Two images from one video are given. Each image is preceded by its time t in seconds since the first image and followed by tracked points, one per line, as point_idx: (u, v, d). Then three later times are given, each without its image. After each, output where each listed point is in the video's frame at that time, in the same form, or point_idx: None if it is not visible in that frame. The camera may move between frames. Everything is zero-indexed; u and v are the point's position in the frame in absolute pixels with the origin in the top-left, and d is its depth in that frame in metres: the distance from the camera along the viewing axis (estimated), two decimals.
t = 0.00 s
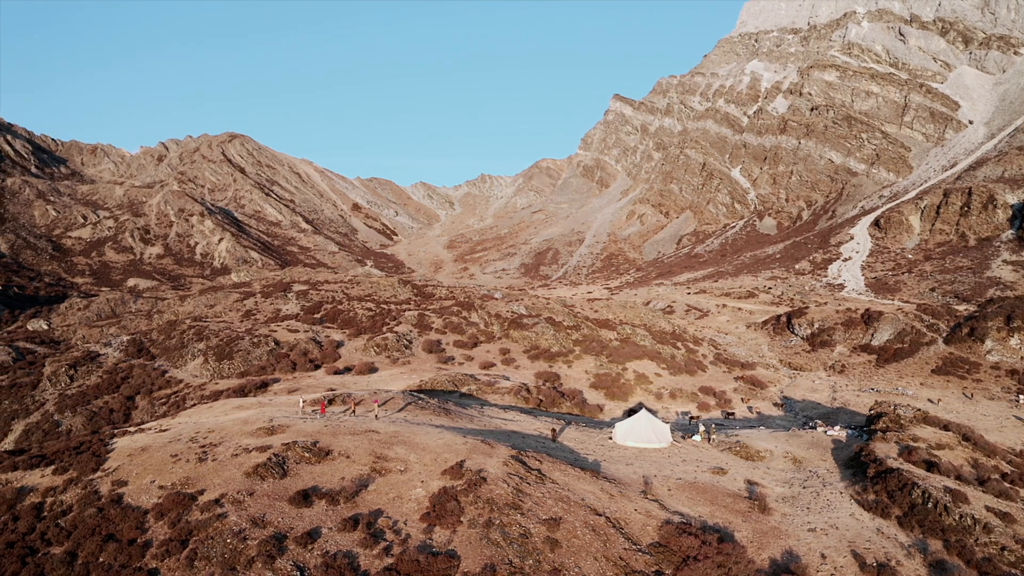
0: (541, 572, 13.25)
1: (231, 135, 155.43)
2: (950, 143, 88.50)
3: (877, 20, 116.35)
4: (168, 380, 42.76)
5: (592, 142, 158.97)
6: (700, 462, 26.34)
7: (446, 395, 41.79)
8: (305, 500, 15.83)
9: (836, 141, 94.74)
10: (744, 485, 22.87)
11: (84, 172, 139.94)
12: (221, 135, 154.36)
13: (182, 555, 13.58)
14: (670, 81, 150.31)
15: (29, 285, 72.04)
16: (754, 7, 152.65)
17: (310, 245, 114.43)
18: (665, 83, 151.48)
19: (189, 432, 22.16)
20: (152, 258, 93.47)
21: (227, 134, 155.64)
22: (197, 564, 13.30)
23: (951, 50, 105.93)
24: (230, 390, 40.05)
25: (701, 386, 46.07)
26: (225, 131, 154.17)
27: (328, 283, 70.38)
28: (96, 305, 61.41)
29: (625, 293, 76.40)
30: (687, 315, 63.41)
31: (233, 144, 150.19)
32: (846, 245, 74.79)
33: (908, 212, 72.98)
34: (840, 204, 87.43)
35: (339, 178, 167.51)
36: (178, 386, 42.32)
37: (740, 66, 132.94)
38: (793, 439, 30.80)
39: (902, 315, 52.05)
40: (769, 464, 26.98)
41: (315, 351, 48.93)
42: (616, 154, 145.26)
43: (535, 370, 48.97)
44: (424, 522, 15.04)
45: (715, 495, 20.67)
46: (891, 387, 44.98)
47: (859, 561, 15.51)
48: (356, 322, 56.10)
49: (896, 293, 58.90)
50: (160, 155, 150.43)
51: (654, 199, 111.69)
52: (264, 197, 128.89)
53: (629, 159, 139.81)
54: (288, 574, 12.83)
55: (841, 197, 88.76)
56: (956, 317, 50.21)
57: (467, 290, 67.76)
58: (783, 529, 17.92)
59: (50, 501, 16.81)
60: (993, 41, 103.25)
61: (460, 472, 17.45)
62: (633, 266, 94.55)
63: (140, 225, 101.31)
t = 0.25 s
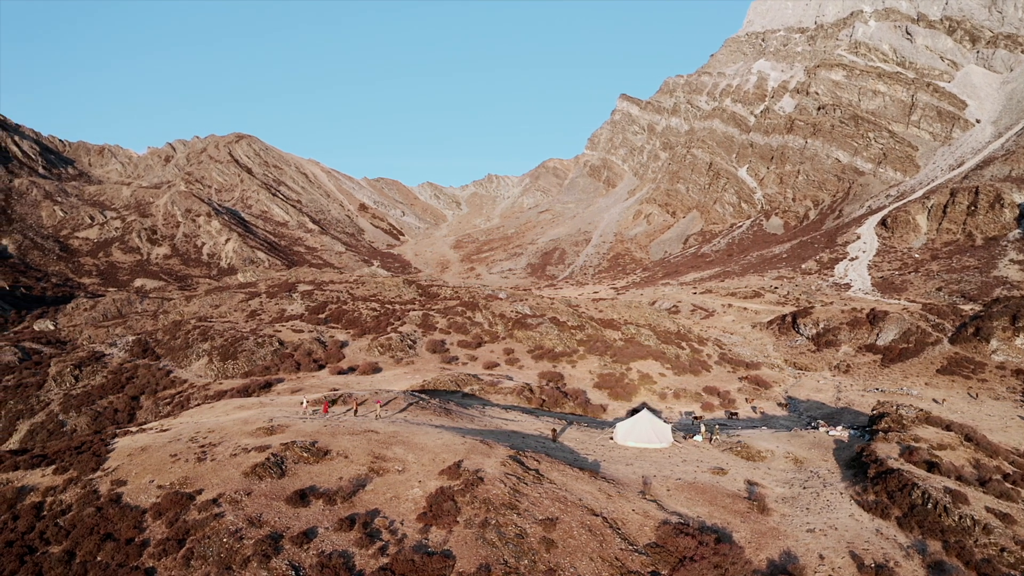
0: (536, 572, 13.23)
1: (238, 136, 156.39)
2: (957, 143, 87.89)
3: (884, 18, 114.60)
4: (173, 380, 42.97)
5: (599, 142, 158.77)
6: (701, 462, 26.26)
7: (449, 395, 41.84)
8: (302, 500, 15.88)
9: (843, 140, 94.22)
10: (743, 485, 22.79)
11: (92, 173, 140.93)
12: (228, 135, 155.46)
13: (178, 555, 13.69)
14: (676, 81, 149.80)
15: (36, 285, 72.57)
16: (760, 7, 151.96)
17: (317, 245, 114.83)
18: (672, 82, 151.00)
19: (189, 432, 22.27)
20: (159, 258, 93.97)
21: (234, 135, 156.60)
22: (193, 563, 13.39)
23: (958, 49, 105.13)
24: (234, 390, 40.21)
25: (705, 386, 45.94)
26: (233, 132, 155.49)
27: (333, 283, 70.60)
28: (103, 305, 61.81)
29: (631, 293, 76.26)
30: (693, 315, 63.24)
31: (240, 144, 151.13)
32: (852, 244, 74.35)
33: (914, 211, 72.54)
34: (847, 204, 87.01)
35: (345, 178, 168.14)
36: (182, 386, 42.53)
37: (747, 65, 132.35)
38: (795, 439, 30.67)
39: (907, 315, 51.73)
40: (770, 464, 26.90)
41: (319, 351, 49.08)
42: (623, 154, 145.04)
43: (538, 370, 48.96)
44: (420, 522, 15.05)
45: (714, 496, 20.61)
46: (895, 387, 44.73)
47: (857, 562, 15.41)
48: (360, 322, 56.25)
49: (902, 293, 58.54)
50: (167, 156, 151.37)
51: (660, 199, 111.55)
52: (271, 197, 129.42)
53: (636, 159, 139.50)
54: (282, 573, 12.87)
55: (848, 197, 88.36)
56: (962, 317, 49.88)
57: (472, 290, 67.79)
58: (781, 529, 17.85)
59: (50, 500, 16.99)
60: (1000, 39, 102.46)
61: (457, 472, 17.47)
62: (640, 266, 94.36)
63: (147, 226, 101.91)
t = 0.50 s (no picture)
0: (531, 573, 13.23)
1: (245, 136, 157.26)
2: (964, 142, 87.32)
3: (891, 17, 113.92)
4: (177, 380, 43.17)
5: (605, 142, 158.54)
6: (701, 462, 26.19)
7: (451, 395, 41.91)
8: (299, 500, 15.93)
9: (850, 139, 93.72)
10: (743, 485, 22.69)
11: (99, 173, 141.84)
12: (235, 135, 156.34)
13: (175, 554, 13.80)
14: (683, 80, 149.36)
15: (43, 285, 73.08)
16: (766, 6, 151.31)
17: (323, 245, 115.20)
18: (678, 81, 150.59)
19: (189, 432, 22.37)
20: (165, 259, 94.42)
21: (240, 135, 157.37)
22: (189, 562, 13.48)
23: (965, 47, 104.39)
24: (237, 390, 40.36)
25: (708, 386, 45.82)
26: (240, 132, 156.50)
27: (338, 283, 70.82)
28: (109, 305, 62.18)
29: (637, 293, 76.12)
30: (698, 315, 63.09)
31: (247, 145, 151.98)
32: (858, 244, 73.99)
33: (921, 211, 72.16)
34: (853, 203, 86.61)
35: (352, 178, 168.73)
36: (186, 385, 42.72)
37: (753, 65, 131.79)
38: (797, 439, 30.55)
39: (912, 314, 51.46)
40: (770, 464, 26.81)
41: (323, 351, 49.23)
42: (629, 154, 144.76)
43: (542, 370, 48.96)
44: (417, 522, 15.06)
45: (713, 496, 20.53)
46: (899, 386, 44.51)
47: (855, 563, 15.35)
48: (364, 322, 56.38)
49: (908, 292, 58.22)
50: (173, 156, 152.21)
51: (667, 199, 111.44)
52: (277, 197, 129.93)
53: (642, 159, 139.19)
54: (277, 572, 12.92)
55: (855, 196, 87.99)
56: (967, 317, 49.61)
57: (476, 290, 67.83)
58: (779, 530, 17.78)
59: (49, 499, 17.16)
60: (1007, 38, 101.75)
61: (454, 472, 17.47)
62: (646, 266, 94.19)
63: (154, 226, 102.48)
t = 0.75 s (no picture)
0: (525, 573, 13.23)
1: (252, 137, 158.12)
2: (971, 141, 86.69)
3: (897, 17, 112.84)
4: (181, 380, 43.37)
5: (612, 141, 158.17)
6: (702, 463, 26.08)
7: (454, 395, 41.94)
8: (296, 499, 15.98)
9: (857, 138, 93.21)
10: (742, 486, 22.58)
11: (107, 174, 142.71)
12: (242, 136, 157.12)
13: (171, 553, 13.91)
14: (689, 80, 148.78)
15: (51, 286, 73.63)
16: (773, 5, 150.51)
17: (330, 245, 115.51)
18: (685, 80, 150.10)
19: (189, 432, 22.46)
20: (172, 259, 94.90)
21: (247, 136, 158.11)
22: (186, 561, 13.59)
23: (972, 46, 103.53)
24: (241, 390, 40.52)
25: (712, 386, 45.69)
26: (247, 133, 157.37)
27: (343, 283, 71.02)
28: (116, 305, 62.55)
29: (643, 293, 75.94)
30: (703, 315, 62.91)
31: (254, 145, 152.78)
32: (865, 243, 73.58)
33: (928, 209, 71.67)
34: (860, 202, 86.16)
35: (359, 178, 169.28)
36: (190, 385, 42.92)
37: (760, 64, 131.10)
38: (799, 439, 30.38)
39: (918, 314, 51.16)
40: (771, 464, 26.72)
41: (327, 351, 49.37)
42: (636, 153, 144.39)
43: (545, 370, 48.94)
44: (413, 522, 15.09)
45: (712, 496, 20.46)
46: (904, 386, 44.28)
47: (852, 564, 15.28)
48: (368, 322, 56.50)
49: (914, 292, 57.87)
50: (180, 157, 153.04)
51: (673, 198, 111.29)
52: (284, 197, 130.42)
53: (649, 159, 138.82)
54: (272, 572, 12.97)
55: (862, 195, 87.54)
56: (972, 316, 49.31)
57: (481, 290, 67.86)
58: (778, 531, 17.70)
59: (49, 499, 17.30)
60: (1015, 36, 100.91)
61: (452, 472, 17.47)
62: (653, 265, 93.96)
63: (161, 227, 103.05)
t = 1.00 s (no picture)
0: (519, 573, 13.22)
1: (258, 138, 158.90)
2: (978, 140, 86.12)
3: (904, 15, 112.52)
4: (185, 380, 43.55)
5: (618, 141, 157.82)
6: (700, 463, 26.03)
7: (456, 395, 41.98)
8: (292, 499, 16.02)
9: (863, 138, 92.76)
10: (741, 486, 22.51)
11: (114, 175, 143.49)
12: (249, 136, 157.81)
13: (167, 552, 14.00)
14: (696, 79, 148.22)
15: (57, 286, 74.06)
16: (780, 3, 149.80)
17: (336, 245, 115.83)
18: (691, 80, 149.66)
19: (188, 432, 22.53)
20: (179, 259, 95.32)
21: (253, 137, 158.74)
22: (181, 560, 13.67)
23: (979, 45, 102.72)
24: (244, 390, 40.68)
25: (716, 386, 45.57)
26: (253, 133, 158.16)
27: (348, 283, 71.22)
28: (121, 305, 62.85)
29: (648, 293, 75.81)
30: (708, 314, 62.77)
31: (260, 146, 153.50)
32: (871, 243, 73.21)
33: (934, 209, 71.27)
34: (867, 202, 85.77)
35: (365, 178, 169.79)
36: (194, 386, 43.10)
37: (767, 63, 130.50)
38: (799, 440, 30.31)
39: (922, 314, 50.89)
40: (772, 464, 26.63)
41: (331, 351, 49.50)
42: (642, 153, 144.16)
43: (549, 370, 48.90)
44: (408, 522, 15.11)
45: (710, 496, 20.40)
46: (908, 386, 44.04)
47: (849, 565, 15.22)
48: (372, 322, 56.62)
49: (920, 292, 57.57)
50: (187, 158, 153.83)
51: (680, 198, 111.22)
52: (291, 197, 130.87)
53: (655, 158, 138.51)
54: (266, 571, 13.02)
55: (868, 194, 87.15)
56: (977, 316, 49.04)
57: (485, 290, 67.89)
58: (775, 531, 17.64)
59: (48, 498, 17.44)
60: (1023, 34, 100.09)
61: (448, 472, 17.49)
62: (659, 265, 93.81)
63: (167, 227, 103.53)
